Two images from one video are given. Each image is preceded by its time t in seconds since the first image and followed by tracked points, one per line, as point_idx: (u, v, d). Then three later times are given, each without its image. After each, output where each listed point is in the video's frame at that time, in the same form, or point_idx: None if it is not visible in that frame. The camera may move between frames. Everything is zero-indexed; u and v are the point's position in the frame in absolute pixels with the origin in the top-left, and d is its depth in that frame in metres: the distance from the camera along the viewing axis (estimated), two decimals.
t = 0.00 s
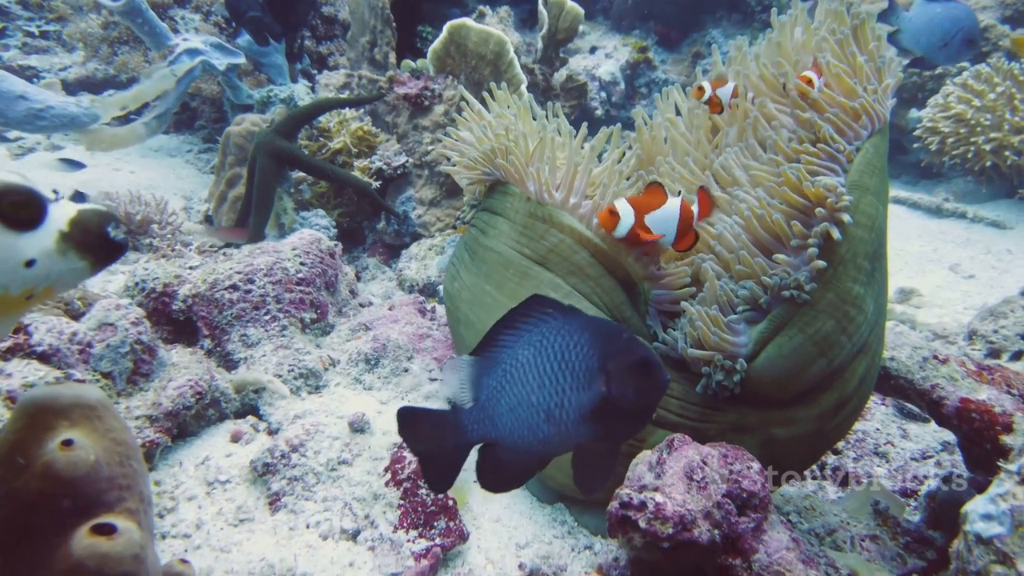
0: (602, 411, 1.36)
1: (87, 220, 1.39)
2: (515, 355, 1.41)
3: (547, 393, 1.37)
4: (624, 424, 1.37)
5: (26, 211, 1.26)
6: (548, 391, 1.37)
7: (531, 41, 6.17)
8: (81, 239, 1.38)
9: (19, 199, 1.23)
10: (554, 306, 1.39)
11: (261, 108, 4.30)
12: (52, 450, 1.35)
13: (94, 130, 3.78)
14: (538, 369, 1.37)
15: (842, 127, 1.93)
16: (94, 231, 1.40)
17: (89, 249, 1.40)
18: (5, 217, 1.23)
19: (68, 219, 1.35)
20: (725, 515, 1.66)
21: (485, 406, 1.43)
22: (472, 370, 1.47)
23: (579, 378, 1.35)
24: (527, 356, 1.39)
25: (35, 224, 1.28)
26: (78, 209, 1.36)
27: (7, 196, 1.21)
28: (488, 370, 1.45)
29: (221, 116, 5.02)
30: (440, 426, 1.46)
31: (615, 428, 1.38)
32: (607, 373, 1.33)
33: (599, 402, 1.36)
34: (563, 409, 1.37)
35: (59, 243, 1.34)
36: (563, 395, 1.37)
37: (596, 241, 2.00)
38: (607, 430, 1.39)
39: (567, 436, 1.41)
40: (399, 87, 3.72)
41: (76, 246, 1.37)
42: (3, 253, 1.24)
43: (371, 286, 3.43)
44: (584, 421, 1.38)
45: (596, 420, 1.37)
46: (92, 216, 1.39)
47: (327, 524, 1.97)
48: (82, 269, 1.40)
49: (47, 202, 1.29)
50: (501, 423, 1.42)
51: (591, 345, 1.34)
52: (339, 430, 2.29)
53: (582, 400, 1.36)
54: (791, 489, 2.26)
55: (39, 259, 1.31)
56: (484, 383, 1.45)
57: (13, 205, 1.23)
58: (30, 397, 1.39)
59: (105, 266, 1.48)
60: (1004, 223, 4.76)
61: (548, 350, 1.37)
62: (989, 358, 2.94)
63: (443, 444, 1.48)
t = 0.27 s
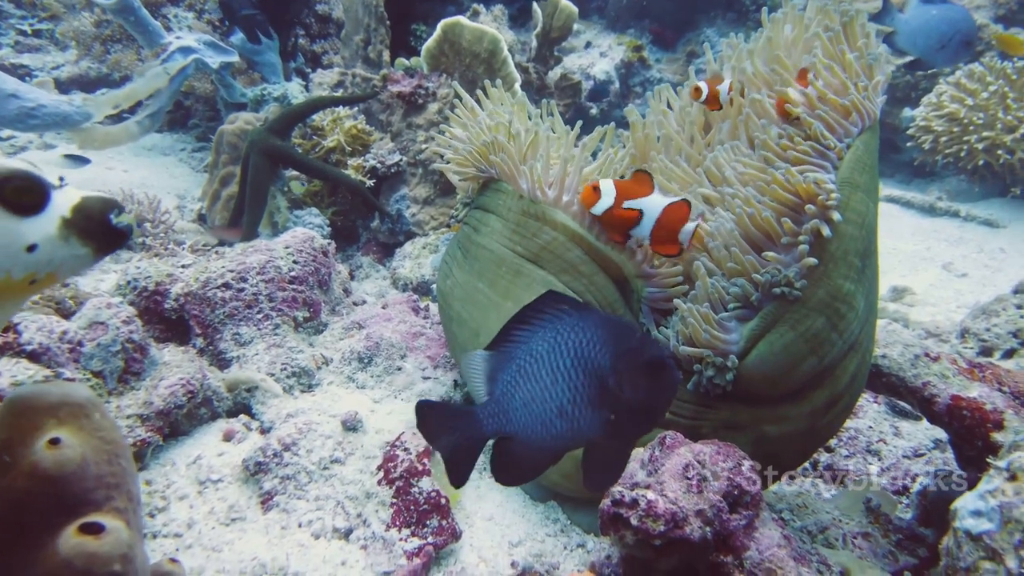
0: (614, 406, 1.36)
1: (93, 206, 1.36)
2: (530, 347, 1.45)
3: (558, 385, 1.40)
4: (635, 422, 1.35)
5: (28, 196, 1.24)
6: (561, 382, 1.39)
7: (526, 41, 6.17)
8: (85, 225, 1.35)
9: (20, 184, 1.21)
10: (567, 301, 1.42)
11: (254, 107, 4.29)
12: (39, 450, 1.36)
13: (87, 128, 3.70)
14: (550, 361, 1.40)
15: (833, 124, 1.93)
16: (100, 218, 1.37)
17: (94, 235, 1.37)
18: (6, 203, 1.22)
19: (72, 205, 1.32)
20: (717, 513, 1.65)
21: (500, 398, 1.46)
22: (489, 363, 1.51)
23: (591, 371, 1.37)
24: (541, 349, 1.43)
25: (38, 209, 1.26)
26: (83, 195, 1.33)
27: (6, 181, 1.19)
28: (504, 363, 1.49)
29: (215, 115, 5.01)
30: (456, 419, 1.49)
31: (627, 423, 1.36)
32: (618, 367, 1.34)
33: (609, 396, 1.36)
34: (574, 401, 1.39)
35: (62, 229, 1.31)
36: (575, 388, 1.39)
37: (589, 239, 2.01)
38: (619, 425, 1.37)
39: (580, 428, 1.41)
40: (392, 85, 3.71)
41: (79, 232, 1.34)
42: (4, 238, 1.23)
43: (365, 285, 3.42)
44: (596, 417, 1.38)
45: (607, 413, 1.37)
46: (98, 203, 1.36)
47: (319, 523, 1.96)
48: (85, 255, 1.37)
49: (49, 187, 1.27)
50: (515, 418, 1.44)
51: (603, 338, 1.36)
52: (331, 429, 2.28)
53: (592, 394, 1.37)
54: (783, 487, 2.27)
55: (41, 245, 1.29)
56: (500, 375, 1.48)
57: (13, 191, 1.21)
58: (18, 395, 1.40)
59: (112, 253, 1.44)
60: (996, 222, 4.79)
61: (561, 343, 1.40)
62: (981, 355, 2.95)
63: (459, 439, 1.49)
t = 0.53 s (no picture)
0: (625, 413, 1.35)
1: (94, 204, 1.45)
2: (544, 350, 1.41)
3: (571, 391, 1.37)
4: (641, 427, 1.37)
5: (33, 194, 1.32)
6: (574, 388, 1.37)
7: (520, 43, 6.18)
8: (86, 222, 1.44)
9: (25, 181, 1.29)
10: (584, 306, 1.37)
11: (248, 110, 4.28)
12: (25, 457, 1.34)
13: (79, 131, 3.70)
14: (565, 366, 1.37)
15: (822, 127, 1.94)
16: (101, 216, 1.46)
17: (94, 232, 1.46)
18: (13, 199, 1.29)
19: (75, 203, 1.41)
20: (709, 518, 1.65)
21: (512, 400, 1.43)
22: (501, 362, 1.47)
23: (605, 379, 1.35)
24: (555, 353, 1.39)
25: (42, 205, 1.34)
26: (84, 193, 1.43)
27: (14, 177, 1.27)
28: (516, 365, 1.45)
29: (208, 118, 5.00)
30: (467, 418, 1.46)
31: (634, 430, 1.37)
32: (631, 375, 1.33)
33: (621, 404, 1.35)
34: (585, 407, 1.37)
35: (64, 225, 1.39)
36: (588, 395, 1.36)
37: (581, 243, 2.02)
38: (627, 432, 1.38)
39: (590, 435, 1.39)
40: (386, 88, 3.71)
41: (80, 228, 1.43)
42: (9, 234, 1.29)
43: (359, 289, 3.41)
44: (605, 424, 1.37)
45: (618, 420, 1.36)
46: (100, 201, 1.45)
47: (311, 528, 1.96)
48: (88, 250, 1.46)
49: (52, 184, 1.36)
50: (527, 419, 1.42)
51: (618, 346, 1.34)
52: (324, 433, 2.27)
53: (604, 401, 1.35)
54: (777, 490, 2.27)
55: (43, 240, 1.36)
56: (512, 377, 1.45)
57: (19, 187, 1.28)
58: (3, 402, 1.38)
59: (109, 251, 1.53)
60: (989, 224, 4.82)
61: (576, 349, 1.37)
62: (974, 358, 2.96)
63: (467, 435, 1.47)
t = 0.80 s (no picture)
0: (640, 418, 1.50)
1: (101, 205, 1.55)
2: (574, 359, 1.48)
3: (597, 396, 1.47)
4: (643, 436, 1.53)
5: (41, 195, 1.43)
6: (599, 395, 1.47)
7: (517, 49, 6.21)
8: (93, 222, 1.54)
9: (33, 183, 1.40)
10: (616, 324, 1.45)
11: (245, 115, 4.28)
12: (16, 467, 1.34)
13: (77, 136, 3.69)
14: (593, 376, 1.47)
15: (816, 134, 1.96)
16: (108, 216, 1.56)
17: (101, 232, 1.56)
18: (23, 200, 1.40)
19: (83, 203, 1.51)
20: (704, 524, 1.66)
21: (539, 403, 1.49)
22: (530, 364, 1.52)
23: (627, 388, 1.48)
24: (586, 363, 1.47)
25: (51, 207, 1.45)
26: (91, 195, 1.53)
27: (22, 180, 1.38)
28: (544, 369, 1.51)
29: (205, 123, 5.00)
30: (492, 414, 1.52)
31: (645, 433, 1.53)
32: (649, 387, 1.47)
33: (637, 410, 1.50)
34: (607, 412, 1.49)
35: (71, 226, 1.50)
36: (608, 404, 1.48)
37: (575, 250, 2.02)
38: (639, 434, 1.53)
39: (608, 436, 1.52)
40: (382, 94, 3.72)
41: (87, 228, 1.53)
42: (19, 233, 1.41)
43: (355, 294, 3.41)
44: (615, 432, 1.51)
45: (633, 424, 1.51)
46: (106, 202, 1.55)
47: (306, 535, 1.95)
48: (94, 249, 1.56)
49: (62, 186, 1.47)
50: (547, 421, 1.49)
51: (641, 361, 1.46)
52: (319, 440, 2.27)
53: (624, 408, 1.48)
54: (772, 496, 2.27)
55: (51, 240, 1.47)
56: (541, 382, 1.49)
57: (27, 188, 1.39)
58: None
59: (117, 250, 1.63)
60: (984, 229, 4.85)
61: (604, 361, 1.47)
62: (969, 364, 2.97)
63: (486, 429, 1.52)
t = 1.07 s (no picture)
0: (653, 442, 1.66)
1: (106, 199, 1.60)
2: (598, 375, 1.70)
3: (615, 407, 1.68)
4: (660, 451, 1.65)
5: (49, 188, 1.47)
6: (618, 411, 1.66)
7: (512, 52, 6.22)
8: (100, 215, 1.59)
9: (40, 176, 1.44)
10: (631, 340, 1.73)
11: (239, 118, 4.28)
12: (6, 469, 1.34)
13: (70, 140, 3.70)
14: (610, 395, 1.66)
15: (806, 136, 1.97)
16: (113, 209, 1.61)
17: (107, 225, 1.61)
18: (31, 193, 1.44)
19: (89, 197, 1.57)
20: (697, 525, 1.67)
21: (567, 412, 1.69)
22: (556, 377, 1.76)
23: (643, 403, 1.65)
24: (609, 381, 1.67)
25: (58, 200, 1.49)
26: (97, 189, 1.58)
27: (30, 173, 1.42)
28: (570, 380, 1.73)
29: (199, 126, 5.00)
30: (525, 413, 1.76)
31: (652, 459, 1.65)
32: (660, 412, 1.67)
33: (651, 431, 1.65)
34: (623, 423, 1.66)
35: (78, 218, 1.55)
36: (627, 417, 1.64)
37: (567, 252, 2.03)
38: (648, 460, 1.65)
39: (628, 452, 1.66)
40: (377, 96, 3.73)
41: (93, 221, 1.58)
42: (26, 226, 1.45)
43: (349, 296, 3.41)
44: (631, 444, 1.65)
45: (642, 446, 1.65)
46: (111, 196, 1.60)
47: (299, 538, 1.95)
48: (98, 242, 1.62)
49: (68, 180, 1.51)
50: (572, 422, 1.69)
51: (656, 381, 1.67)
52: (312, 442, 2.26)
53: (637, 422, 1.63)
54: (766, 497, 2.28)
55: (57, 232, 1.52)
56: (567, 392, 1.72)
57: (35, 182, 1.43)
58: None
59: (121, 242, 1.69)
60: (976, 231, 4.88)
61: (622, 384, 1.67)
62: (961, 365, 2.98)
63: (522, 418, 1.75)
